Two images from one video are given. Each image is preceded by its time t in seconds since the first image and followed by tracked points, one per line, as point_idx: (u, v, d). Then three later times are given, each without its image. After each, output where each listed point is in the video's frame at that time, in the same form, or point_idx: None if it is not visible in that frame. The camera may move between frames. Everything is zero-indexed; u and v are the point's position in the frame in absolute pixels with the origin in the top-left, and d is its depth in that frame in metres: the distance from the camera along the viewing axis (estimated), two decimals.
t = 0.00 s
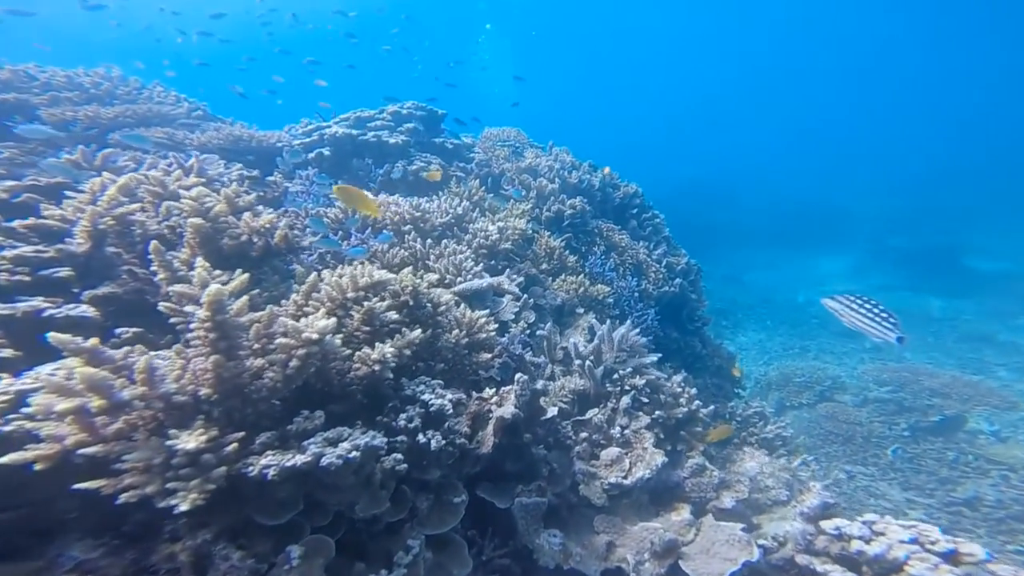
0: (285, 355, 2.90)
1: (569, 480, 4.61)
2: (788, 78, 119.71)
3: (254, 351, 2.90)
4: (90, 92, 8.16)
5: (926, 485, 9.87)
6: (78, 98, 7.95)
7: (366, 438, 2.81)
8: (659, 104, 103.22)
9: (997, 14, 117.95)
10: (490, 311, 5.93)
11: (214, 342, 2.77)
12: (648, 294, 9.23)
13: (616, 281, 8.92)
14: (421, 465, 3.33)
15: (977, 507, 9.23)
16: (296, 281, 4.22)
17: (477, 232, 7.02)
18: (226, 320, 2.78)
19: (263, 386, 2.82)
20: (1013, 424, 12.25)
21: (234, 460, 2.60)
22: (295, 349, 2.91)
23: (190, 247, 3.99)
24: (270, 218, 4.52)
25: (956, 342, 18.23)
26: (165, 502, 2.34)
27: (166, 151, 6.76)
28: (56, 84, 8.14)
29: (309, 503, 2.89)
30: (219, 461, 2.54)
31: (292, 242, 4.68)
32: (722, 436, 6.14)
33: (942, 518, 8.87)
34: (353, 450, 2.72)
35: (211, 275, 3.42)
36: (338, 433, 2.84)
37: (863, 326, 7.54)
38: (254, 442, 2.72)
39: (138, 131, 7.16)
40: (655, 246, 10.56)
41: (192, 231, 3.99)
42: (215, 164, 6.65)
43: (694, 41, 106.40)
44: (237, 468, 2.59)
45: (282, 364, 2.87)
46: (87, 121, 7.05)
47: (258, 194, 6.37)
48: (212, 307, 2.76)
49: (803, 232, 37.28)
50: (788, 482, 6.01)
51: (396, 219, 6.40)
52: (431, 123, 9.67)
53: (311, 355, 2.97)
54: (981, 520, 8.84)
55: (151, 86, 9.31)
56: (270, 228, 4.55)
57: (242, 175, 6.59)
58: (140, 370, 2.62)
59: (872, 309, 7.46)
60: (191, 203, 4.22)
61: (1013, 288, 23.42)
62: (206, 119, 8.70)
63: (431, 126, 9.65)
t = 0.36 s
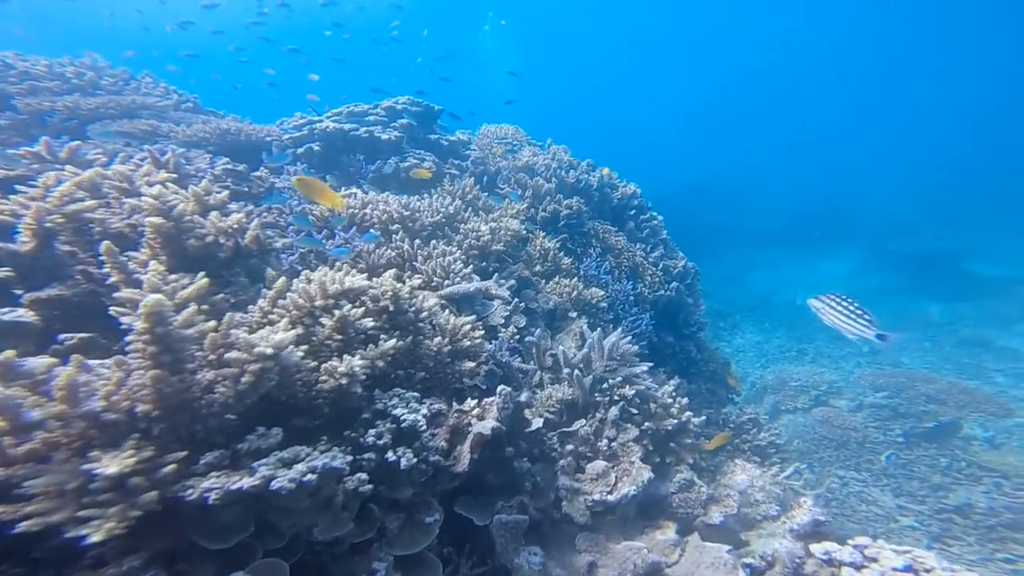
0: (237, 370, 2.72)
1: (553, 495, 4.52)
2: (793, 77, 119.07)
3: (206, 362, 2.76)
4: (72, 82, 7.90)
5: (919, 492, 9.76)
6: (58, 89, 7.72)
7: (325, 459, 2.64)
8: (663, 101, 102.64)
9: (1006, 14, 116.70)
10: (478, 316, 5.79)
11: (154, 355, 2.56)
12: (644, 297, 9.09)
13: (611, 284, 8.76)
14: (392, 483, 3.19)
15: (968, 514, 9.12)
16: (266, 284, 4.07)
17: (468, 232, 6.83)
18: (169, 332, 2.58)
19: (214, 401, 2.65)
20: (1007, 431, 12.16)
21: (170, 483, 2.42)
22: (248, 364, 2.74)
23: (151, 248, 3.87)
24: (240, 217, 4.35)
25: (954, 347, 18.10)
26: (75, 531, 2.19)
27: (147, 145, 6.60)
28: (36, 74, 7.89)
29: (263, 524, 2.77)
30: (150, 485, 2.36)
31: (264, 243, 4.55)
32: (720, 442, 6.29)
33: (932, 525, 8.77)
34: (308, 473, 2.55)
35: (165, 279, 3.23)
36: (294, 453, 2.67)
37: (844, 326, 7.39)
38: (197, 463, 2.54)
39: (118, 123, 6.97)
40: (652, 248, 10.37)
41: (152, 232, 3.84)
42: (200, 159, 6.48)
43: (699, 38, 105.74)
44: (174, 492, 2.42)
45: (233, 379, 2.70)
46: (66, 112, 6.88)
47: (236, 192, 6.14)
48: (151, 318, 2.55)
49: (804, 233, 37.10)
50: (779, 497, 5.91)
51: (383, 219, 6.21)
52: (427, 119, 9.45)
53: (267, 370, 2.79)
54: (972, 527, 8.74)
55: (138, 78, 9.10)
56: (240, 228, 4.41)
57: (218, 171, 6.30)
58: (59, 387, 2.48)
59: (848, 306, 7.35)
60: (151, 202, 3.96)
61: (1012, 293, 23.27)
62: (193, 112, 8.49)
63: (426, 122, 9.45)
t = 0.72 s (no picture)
0: (176, 390, 2.57)
1: (533, 511, 4.41)
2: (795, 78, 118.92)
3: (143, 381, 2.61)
4: (47, 75, 7.72)
5: (908, 498, 9.72)
6: (31, 81, 7.53)
7: (271, 485, 2.52)
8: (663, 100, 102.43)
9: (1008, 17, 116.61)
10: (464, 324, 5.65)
11: (76, 375, 2.37)
12: (636, 302, 8.94)
13: (603, 289, 8.60)
14: (354, 506, 3.05)
15: (956, 520, 9.06)
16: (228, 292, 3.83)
17: (456, 235, 6.68)
18: (92, 350, 2.37)
19: (148, 422, 2.51)
20: (997, 436, 12.14)
21: (83, 512, 2.27)
22: (187, 385, 2.57)
23: (100, 252, 3.75)
24: (201, 222, 4.09)
25: (947, 352, 18.06)
26: None
27: (124, 141, 6.46)
28: (9, 65, 7.70)
29: (202, 550, 2.63)
30: (53, 517, 2.19)
31: (228, 247, 4.27)
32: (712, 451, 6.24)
33: (920, 531, 8.73)
34: (250, 500, 2.42)
35: (106, 289, 3.10)
36: (238, 478, 2.54)
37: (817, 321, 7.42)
38: (122, 488, 2.41)
39: (95, 118, 6.80)
40: (646, 252, 10.20)
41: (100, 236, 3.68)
42: (179, 155, 6.30)
43: (701, 37, 105.47)
44: (87, 521, 2.27)
45: (171, 400, 2.55)
46: (35, 105, 6.65)
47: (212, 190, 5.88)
48: (67, 336, 2.30)
49: (801, 236, 37.05)
50: (766, 512, 5.84)
51: (366, 221, 6.05)
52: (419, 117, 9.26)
53: (210, 391, 2.63)
54: (959, 534, 8.69)
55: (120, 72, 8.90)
56: (201, 233, 4.14)
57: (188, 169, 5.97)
58: None
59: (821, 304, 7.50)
60: (100, 203, 3.77)
61: (1007, 298, 23.23)
62: (176, 107, 8.31)
63: (418, 120, 9.30)
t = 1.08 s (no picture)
0: (109, 417, 2.49)
1: (518, 529, 4.25)
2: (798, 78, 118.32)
3: (61, 405, 2.51)
4: (30, 73, 7.62)
5: (907, 504, 9.57)
6: (13, 79, 7.43)
7: (215, 516, 2.40)
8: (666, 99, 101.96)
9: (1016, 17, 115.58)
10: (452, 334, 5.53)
11: None
12: (632, 307, 8.79)
13: (598, 294, 8.44)
14: (318, 531, 2.90)
15: (956, 527, 8.88)
16: (191, 299, 3.81)
17: (446, 240, 6.52)
18: (6, 375, 2.31)
19: (78, 448, 2.41)
20: (997, 442, 11.96)
21: None
22: (121, 411, 2.50)
23: (51, 260, 3.58)
24: (163, 229, 3.99)
25: (948, 355, 17.88)
26: None
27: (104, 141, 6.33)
28: None
29: None
30: None
31: (193, 256, 4.26)
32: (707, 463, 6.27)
33: (918, 537, 8.59)
34: (188, 533, 2.30)
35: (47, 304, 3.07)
36: (179, 509, 2.41)
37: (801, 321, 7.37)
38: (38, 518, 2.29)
39: (76, 117, 6.66)
40: (643, 256, 10.03)
41: (50, 244, 3.55)
42: (162, 155, 6.21)
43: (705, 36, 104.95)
44: None
45: (103, 427, 2.47)
46: (13, 104, 6.51)
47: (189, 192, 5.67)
48: None
49: (803, 238, 36.83)
50: (759, 529, 5.79)
51: (352, 225, 5.89)
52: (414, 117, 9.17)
53: (146, 417, 2.55)
54: (960, 541, 8.52)
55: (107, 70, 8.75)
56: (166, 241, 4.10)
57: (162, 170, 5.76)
58: None
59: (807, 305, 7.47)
60: (47, 208, 3.54)
61: (1010, 301, 22.96)
62: (163, 106, 8.18)
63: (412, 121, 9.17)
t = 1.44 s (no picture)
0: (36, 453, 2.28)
1: (507, 556, 4.09)
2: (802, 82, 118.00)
3: None
4: (20, 82, 7.62)
5: (919, 516, 9.30)
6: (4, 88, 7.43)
7: (155, 560, 2.26)
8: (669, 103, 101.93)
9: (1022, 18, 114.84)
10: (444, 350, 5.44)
11: None
12: (631, 317, 8.65)
13: (596, 305, 8.28)
14: (284, 567, 2.75)
15: (973, 541, 8.61)
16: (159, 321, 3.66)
17: (440, 251, 6.37)
18: None
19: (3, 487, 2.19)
20: (1012, 450, 11.56)
21: None
22: (51, 448, 2.30)
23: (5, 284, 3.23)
24: (126, 249, 3.78)
25: (957, 362, 17.55)
26: None
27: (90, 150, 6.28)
28: None
29: None
30: None
31: (163, 277, 4.10)
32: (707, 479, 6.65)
33: (933, 551, 8.35)
34: None
35: None
36: (112, 552, 2.25)
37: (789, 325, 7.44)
38: None
39: (63, 126, 6.59)
40: (642, 266, 9.87)
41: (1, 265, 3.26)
42: (152, 165, 6.23)
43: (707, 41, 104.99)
44: None
45: (28, 464, 2.25)
46: None
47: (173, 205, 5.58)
48: None
49: (806, 243, 36.60)
50: (760, 552, 5.68)
51: (342, 237, 5.74)
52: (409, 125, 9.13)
53: (77, 456, 2.34)
54: (977, 556, 8.26)
55: (101, 79, 8.76)
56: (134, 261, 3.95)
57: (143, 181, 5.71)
58: None
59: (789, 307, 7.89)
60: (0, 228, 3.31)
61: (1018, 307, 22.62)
62: (155, 115, 8.16)
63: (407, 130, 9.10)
